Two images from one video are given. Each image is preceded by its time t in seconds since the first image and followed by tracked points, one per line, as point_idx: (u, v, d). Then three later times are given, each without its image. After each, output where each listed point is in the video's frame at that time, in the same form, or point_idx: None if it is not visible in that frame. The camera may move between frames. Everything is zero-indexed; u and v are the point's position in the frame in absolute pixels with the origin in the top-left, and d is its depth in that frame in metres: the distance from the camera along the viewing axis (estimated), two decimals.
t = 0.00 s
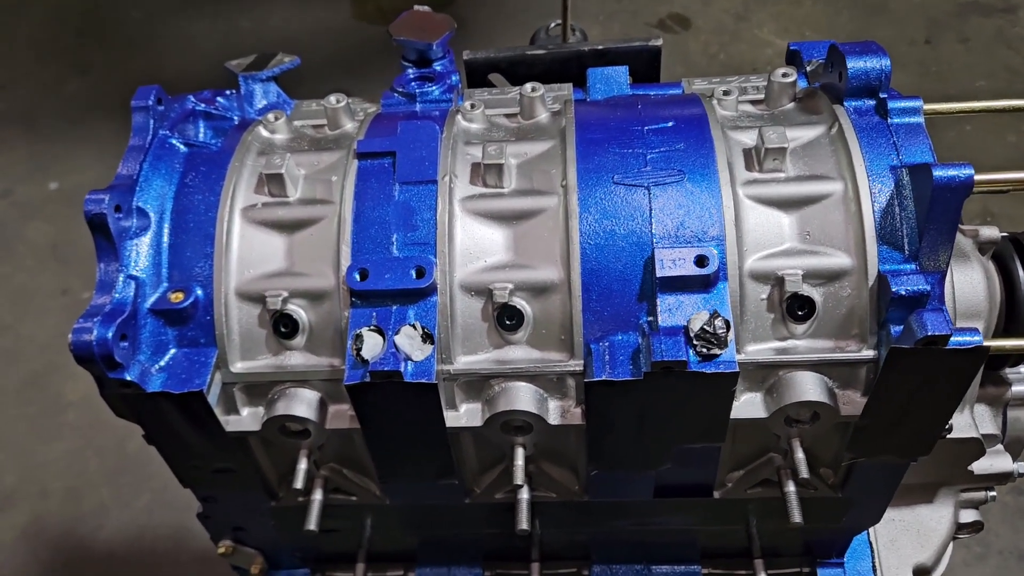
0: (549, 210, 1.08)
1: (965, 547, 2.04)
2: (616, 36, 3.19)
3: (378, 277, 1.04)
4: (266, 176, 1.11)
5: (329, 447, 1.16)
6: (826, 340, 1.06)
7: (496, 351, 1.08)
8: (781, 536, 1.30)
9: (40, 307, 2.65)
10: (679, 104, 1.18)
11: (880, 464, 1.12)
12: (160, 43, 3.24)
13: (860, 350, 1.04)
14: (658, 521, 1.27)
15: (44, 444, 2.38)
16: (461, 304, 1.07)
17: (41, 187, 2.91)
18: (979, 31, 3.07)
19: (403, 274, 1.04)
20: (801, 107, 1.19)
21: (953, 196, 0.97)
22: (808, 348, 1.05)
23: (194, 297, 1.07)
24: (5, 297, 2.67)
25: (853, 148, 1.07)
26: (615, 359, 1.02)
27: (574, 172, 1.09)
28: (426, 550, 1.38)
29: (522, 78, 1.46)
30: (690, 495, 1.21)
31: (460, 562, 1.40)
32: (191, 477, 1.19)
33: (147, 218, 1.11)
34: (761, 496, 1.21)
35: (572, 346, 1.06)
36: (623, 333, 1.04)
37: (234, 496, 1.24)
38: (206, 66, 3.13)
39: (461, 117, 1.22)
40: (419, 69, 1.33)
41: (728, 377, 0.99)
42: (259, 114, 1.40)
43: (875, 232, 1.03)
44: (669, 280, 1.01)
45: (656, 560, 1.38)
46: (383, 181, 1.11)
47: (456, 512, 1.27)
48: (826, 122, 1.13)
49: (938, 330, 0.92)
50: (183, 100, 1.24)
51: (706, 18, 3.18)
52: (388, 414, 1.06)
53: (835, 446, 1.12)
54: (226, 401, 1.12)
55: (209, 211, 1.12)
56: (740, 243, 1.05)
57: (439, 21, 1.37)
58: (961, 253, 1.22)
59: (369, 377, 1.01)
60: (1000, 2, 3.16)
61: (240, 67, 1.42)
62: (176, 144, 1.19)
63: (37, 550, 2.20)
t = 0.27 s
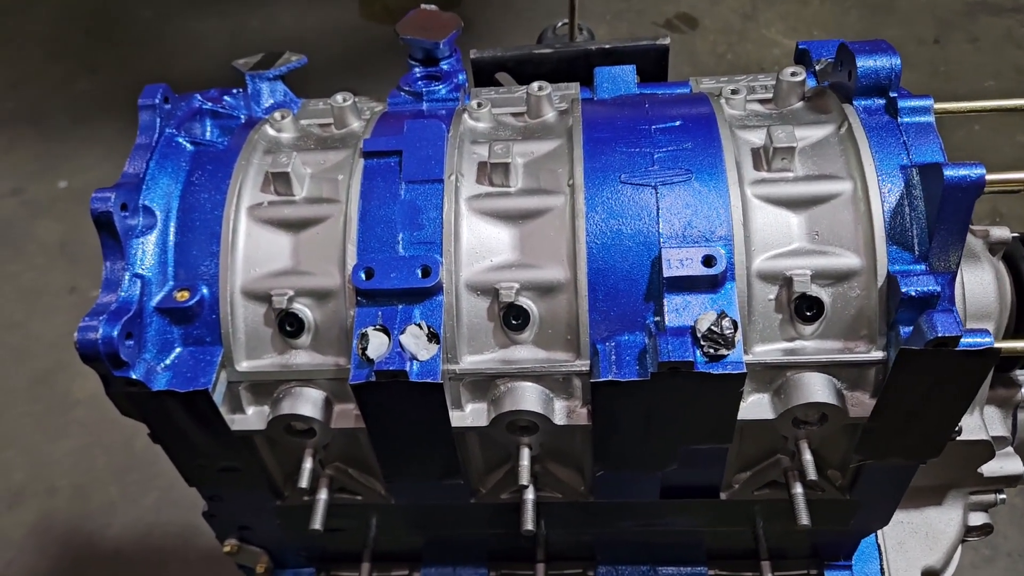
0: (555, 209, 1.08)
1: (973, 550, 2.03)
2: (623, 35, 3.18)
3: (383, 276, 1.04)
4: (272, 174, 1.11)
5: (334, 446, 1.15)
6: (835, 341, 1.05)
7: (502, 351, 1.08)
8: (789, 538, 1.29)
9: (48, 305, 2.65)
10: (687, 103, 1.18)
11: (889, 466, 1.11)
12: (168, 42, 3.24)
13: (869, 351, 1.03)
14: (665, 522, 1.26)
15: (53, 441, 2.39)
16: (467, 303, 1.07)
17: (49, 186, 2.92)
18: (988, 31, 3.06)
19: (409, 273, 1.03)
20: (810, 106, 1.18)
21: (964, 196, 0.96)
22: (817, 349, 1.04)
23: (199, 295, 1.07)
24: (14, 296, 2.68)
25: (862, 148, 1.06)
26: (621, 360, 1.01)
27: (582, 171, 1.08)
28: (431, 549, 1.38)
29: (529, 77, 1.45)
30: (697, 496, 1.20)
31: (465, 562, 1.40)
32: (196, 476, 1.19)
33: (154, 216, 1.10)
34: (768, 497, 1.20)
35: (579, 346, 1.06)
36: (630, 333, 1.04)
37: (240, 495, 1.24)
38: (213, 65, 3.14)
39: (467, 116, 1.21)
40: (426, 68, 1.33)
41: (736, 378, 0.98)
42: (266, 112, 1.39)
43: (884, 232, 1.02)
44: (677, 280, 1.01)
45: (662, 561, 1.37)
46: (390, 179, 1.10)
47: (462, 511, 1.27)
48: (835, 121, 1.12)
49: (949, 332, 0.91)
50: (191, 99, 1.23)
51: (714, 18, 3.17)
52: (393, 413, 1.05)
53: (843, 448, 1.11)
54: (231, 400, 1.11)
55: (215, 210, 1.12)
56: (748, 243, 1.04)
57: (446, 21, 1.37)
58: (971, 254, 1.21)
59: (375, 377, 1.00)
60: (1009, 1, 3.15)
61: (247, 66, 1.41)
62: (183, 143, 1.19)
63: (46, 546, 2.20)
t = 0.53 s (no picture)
0: (557, 204, 1.08)
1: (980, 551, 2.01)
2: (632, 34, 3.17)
3: (385, 271, 1.04)
4: (276, 169, 1.12)
5: (335, 440, 1.16)
6: (836, 337, 1.04)
7: (503, 345, 1.08)
8: (791, 535, 1.29)
9: (59, 301, 2.67)
10: (691, 99, 1.18)
11: (891, 464, 1.11)
12: (178, 40, 3.26)
13: (872, 348, 1.02)
14: (666, 518, 1.26)
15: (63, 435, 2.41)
16: (469, 298, 1.07)
17: (61, 182, 2.94)
18: (1000, 31, 3.04)
19: (410, 267, 1.04)
20: (814, 103, 1.18)
21: (967, 191, 0.96)
22: (819, 345, 1.04)
23: (202, 289, 1.07)
24: (25, 291, 2.70)
25: (866, 144, 1.06)
26: (622, 354, 1.01)
27: (584, 167, 1.08)
28: (433, 544, 1.38)
29: (533, 74, 1.45)
30: (698, 493, 1.20)
31: (467, 557, 1.39)
32: (199, 468, 1.20)
33: (158, 210, 1.12)
34: (770, 494, 1.20)
35: (579, 341, 1.06)
36: (631, 328, 1.04)
37: (242, 488, 1.24)
38: (223, 63, 3.15)
39: (471, 111, 1.22)
40: (431, 64, 1.34)
41: (737, 373, 0.98)
42: (271, 108, 1.40)
43: (887, 228, 1.01)
44: (678, 275, 1.01)
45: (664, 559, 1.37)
46: (393, 174, 1.11)
47: (464, 506, 1.26)
48: (839, 118, 1.12)
49: (951, 328, 0.90)
50: (196, 94, 1.25)
51: (724, 17, 3.16)
52: (394, 406, 1.06)
53: (845, 445, 1.11)
54: (233, 393, 1.12)
55: (219, 204, 1.12)
56: (750, 239, 1.04)
57: (450, 17, 1.37)
58: (976, 251, 1.21)
59: (375, 370, 1.01)
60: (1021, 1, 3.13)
61: (253, 62, 1.42)
62: (188, 137, 1.19)
63: (55, 539, 2.22)
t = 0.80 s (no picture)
0: (504, 189, 1.09)
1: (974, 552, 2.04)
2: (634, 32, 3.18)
3: (332, 252, 1.06)
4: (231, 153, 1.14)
5: (287, 420, 1.18)
6: (776, 322, 1.05)
7: (448, 328, 1.10)
8: (745, 523, 1.30)
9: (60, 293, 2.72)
10: (642, 87, 1.18)
11: (834, 450, 1.11)
12: (183, 38, 3.30)
13: (809, 332, 1.03)
14: (619, 504, 1.28)
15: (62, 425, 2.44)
16: (414, 280, 1.08)
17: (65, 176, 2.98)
18: (1009, 32, 3.02)
19: (356, 250, 1.05)
20: (766, 92, 1.19)
21: (902, 177, 0.96)
22: (758, 330, 1.05)
23: (155, 270, 1.10)
24: (28, 283, 2.75)
25: (809, 131, 1.06)
26: (562, 337, 1.03)
27: (530, 152, 1.09)
28: (394, 529, 1.40)
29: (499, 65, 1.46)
30: (648, 478, 1.21)
31: (427, 541, 1.42)
32: (157, 447, 1.22)
33: (115, 192, 1.14)
34: (717, 480, 1.21)
35: (522, 324, 1.07)
36: (572, 311, 1.05)
37: (201, 469, 1.26)
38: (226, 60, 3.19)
39: (427, 99, 1.23)
40: (394, 54, 1.35)
41: (672, 356, 0.99)
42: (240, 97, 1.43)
43: (826, 214, 1.02)
44: (617, 258, 1.02)
45: (620, 546, 1.38)
46: (344, 159, 1.12)
47: (419, 491, 1.28)
48: (786, 105, 1.12)
49: (878, 312, 0.91)
50: (161, 82, 1.27)
51: (729, 16, 3.16)
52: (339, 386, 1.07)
53: (787, 431, 1.12)
54: (185, 373, 1.14)
55: (175, 187, 1.14)
56: (691, 224, 1.05)
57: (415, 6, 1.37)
58: (928, 240, 1.20)
59: (319, 350, 1.03)
60: None
61: (224, 52, 1.45)
62: (148, 123, 1.22)
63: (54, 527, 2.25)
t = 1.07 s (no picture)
0: (385, 178, 1.10)
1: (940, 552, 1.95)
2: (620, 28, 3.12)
3: (214, 238, 1.08)
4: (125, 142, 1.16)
5: (181, 403, 1.20)
6: (645, 310, 1.07)
7: (328, 314, 1.12)
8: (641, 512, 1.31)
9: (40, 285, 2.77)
10: (531, 79, 1.19)
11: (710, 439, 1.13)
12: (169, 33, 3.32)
13: (674, 321, 1.05)
14: (514, 492, 1.30)
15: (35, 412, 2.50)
16: (294, 266, 1.11)
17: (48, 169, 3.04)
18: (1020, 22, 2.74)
19: (236, 236, 1.08)
20: (656, 85, 1.18)
21: (757, 168, 0.97)
22: (628, 318, 1.06)
23: (46, 254, 1.12)
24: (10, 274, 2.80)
25: (682, 124, 1.08)
26: (432, 322, 1.05)
27: (411, 142, 1.11)
28: (304, 513, 1.42)
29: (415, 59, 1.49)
30: (537, 465, 1.23)
31: (337, 526, 1.44)
32: (60, 428, 1.26)
33: (11, 178, 1.17)
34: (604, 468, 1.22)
35: (398, 310, 1.09)
36: (445, 298, 1.07)
37: (105, 450, 1.30)
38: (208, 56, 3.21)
39: (324, 90, 1.24)
40: (302, 46, 1.36)
41: (533, 342, 1.01)
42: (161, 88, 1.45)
43: (691, 205, 1.03)
44: (485, 246, 1.04)
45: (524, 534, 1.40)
46: (232, 148, 1.15)
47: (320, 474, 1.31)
48: (665, 98, 1.14)
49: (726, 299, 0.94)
50: (71, 72, 1.31)
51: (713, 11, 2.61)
52: (217, 369, 1.10)
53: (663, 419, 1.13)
54: (78, 354, 1.17)
55: (70, 173, 1.17)
56: (561, 214, 1.06)
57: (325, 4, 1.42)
58: (816, 234, 1.22)
59: (195, 333, 1.05)
60: None
61: (147, 44, 1.48)
62: (51, 111, 1.25)
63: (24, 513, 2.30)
